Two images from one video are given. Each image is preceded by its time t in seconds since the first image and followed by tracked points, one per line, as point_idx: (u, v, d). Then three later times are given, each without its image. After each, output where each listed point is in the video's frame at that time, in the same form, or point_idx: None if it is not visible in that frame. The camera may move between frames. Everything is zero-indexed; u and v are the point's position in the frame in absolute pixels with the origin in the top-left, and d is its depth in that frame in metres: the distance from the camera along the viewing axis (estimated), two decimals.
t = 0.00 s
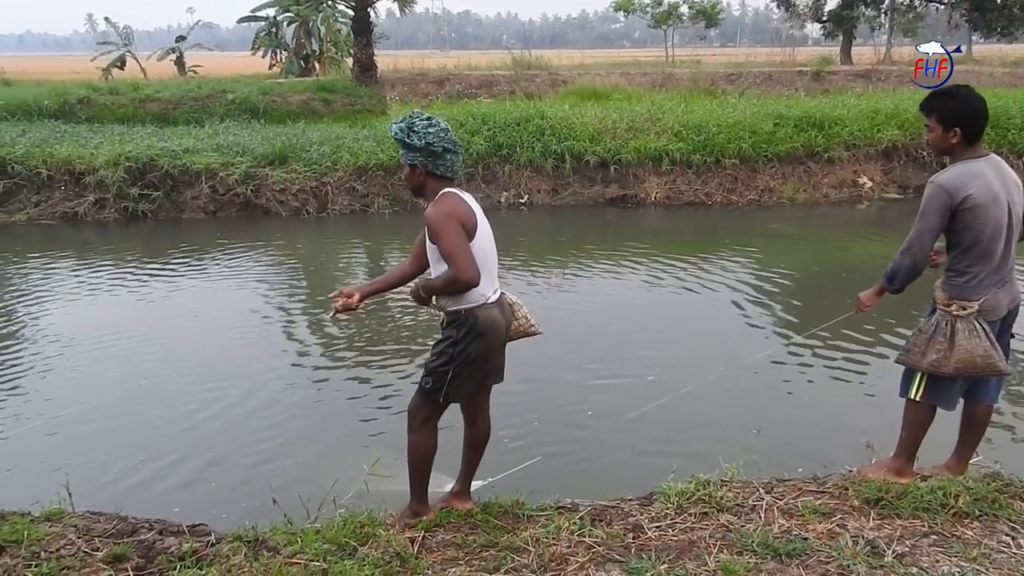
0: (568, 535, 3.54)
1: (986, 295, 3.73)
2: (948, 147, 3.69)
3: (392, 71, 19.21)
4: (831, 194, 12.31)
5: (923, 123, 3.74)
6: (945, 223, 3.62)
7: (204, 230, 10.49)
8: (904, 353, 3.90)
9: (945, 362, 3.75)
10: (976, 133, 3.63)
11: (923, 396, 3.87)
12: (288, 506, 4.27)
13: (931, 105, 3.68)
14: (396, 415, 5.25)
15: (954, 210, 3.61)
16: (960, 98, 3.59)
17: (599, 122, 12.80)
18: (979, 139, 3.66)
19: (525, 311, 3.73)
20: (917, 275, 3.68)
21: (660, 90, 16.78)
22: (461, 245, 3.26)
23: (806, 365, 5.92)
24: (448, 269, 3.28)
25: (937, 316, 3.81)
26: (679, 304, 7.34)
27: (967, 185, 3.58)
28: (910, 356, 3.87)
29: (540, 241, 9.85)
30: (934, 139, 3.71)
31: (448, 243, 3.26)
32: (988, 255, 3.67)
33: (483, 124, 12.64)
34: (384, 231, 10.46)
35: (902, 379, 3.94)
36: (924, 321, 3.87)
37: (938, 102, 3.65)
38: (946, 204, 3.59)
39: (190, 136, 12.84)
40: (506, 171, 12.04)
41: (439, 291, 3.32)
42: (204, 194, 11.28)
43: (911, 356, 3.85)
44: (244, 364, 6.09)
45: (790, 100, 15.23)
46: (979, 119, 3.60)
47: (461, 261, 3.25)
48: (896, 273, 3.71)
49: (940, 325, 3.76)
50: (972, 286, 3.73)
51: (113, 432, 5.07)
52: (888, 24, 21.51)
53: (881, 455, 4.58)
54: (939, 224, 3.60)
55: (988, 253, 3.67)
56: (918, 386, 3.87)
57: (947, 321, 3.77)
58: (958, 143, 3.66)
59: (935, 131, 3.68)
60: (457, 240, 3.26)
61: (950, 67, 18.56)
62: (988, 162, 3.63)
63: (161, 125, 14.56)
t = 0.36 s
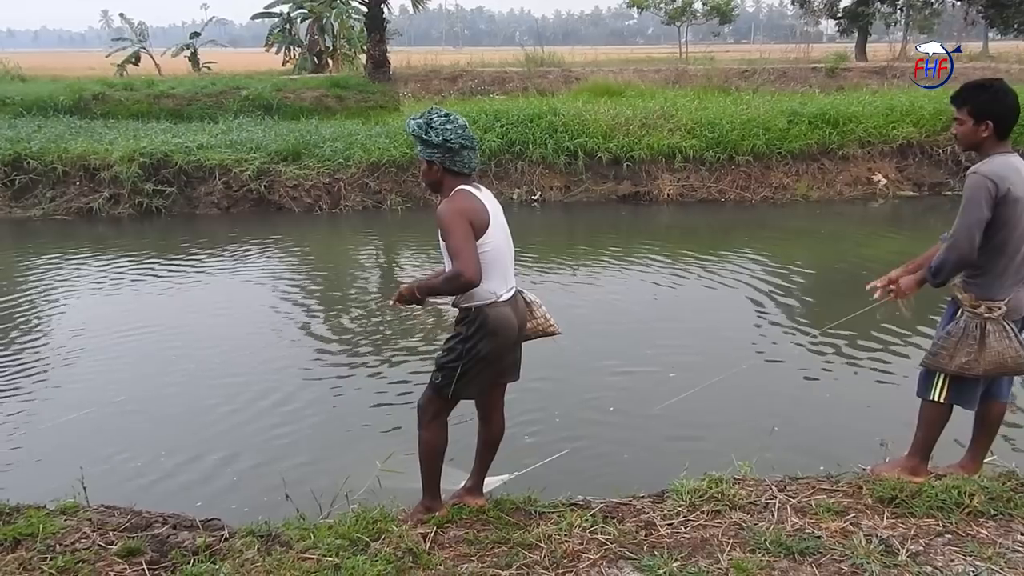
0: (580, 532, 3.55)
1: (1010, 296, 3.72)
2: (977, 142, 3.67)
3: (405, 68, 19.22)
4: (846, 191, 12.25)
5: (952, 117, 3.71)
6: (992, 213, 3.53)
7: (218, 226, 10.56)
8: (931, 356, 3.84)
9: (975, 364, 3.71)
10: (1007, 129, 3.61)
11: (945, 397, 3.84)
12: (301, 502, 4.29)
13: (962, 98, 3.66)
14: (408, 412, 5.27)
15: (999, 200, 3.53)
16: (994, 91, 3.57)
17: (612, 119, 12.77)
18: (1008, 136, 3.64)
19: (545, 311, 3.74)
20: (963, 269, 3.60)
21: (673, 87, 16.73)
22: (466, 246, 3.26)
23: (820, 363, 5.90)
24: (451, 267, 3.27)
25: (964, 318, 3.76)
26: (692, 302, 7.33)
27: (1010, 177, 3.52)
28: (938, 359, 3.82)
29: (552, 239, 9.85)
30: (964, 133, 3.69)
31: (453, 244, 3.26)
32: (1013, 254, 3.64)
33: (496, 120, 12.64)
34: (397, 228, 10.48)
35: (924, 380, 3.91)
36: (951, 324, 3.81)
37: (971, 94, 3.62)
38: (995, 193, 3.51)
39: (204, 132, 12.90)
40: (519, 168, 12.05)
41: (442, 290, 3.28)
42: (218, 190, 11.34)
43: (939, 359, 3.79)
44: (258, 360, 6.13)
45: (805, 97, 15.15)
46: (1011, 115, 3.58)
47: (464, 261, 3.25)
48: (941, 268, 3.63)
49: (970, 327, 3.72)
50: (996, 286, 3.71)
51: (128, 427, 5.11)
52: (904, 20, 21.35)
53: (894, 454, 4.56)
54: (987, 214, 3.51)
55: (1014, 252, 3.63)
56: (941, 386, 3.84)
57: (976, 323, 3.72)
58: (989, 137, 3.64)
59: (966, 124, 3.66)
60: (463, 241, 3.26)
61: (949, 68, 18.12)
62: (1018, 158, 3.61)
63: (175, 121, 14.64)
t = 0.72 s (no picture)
0: (586, 529, 3.55)
1: (1017, 292, 3.71)
2: (987, 137, 3.65)
3: (411, 64, 19.22)
4: (853, 188, 12.22)
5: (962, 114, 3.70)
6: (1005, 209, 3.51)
7: (224, 222, 10.59)
8: (937, 352, 3.85)
9: (981, 361, 3.71)
10: (1017, 125, 3.60)
11: (950, 393, 3.84)
12: (308, 498, 4.31)
13: (972, 93, 3.65)
14: (415, 408, 5.29)
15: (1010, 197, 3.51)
16: (1003, 87, 3.56)
17: (619, 115, 12.75)
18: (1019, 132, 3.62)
19: (556, 309, 3.74)
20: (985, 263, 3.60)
21: (680, 83, 16.69)
22: (449, 257, 3.32)
23: (828, 360, 5.88)
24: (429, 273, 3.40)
25: (971, 315, 3.76)
26: (698, 298, 7.32)
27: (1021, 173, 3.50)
28: (945, 356, 3.82)
29: (559, 235, 9.86)
30: (974, 130, 3.67)
31: (440, 249, 3.33)
32: None
33: (503, 117, 12.64)
34: (404, 224, 10.50)
35: (930, 377, 3.91)
36: (958, 320, 3.81)
37: (979, 91, 3.61)
38: (1006, 189, 3.49)
39: (211, 128, 12.93)
40: (525, 164, 12.05)
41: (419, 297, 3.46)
42: (224, 186, 11.36)
43: (946, 355, 3.79)
44: (264, 356, 6.15)
45: (812, 93, 15.11)
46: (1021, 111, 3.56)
47: (442, 271, 3.33)
48: (964, 263, 3.66)
49: (977, 323, 3.71)
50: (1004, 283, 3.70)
51: (135, 423, 5.14)
52: (912, 16, 21.25)
53: (902, 451, 4.55)
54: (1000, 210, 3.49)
55: None
56: (946, 383, 3.84)
57: (983, 320, 3.72)
58: (998, 133, 3.62)
59: (975, 119, 3.64)
60: (447, 250, 3.31)
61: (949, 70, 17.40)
62: None
63: (182, 118, 14.68)
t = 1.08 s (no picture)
0: (590, 525, 3.56)
1: (1017, 287, 3.69)
2: (983, 136, 3.65)
3: (415, 61, 19.21)
4: (857, 185, 12.20)
5: (958, 113, 3.70)
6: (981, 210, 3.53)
7: (228, 219, 10.60)
8: (932, 345, 3.86)
9: (972, 354, 3.70)
10: (1013, 123, 3.59)
11: (947, 388, 3.85)
12: (312, 495, 4.32)
13: (967, 93, 3.64)
14: (419, 405, 5.29)
15: (990, 197, 3.54)
16: (996, 86, 3.55)
17: (622, 113, 12.74)
18: (1015, 129, 3.61)
19: (562, 308, 3.74)
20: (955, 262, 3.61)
21: (684, 80, 16.67)
22: (442, 252, 3.36)
23: (832, 357, 5.88)
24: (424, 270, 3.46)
25: (965, 309, 3.77)
26: (702, 295, 7.31)
27: (1006, 173, 3.52)
28: (938, 348, 3.83)
29: (562, 232, 9.86)
30: (970, 128, 3.67)
31: (435, 245, 3.37)
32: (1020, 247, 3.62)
33: (507, 114, 12.63)
34: (407, 221, 10.50)
35: (929, 372, 3.93)
36: (952, 313, 3.82)
37: (974, 90, 3.61)
38: (985, 190, 3.52)
39: (215, 126, 12.94)
40: (529, 162, 12.04)
41: (413, 294, 3.53)
42: (228, 183, 11.37)
43: (938, 348, 3.81)
44: (268, 353, 6.16)
45: (817, 90, 15.09)
46: (1016, 108, 3.55)
47: (434, 265, 3.39)
48: (934, 260, 3.66)
49: (969, 316, 3.72)
50: (1001, 279, 3.70)
51: (139, 420, 5.15)
52: (917, 13, 21.20)
53: (905, 448, 4.55)
54: (975, 211, 3.53)
55: (1017, 245, 3.62)
56: (943, 377, 3.85)
57: (975, 314, 3.72)
58: (994, 131, 3.62)
59: (971, 118, 3.64)
60: (441, 246, 3.36)
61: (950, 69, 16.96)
62: None
63: (187, 115, 14.70)
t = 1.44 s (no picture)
0: (593, 522, 3.56)
1: (1016, 284, 3.65)
2: (979, 135, 3.65)
3: (417, 59, 19.20)
4: (860, 182, 12.19)
5: (955, 112, 3.70)
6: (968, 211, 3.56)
7: (232, 217, 10.62)
8: (931, 340, 3.87)
9: (970, 349, 3.71)
10: (1008, 122, 3.58)
11: (947, 384, 3.85)
12: (316, 491, 4.33)
13: (962, 93, 3.64)
14: (421, 402, 5.30)
15: (978, 198, 3.56)
16: (990, 85, 3.53)
17: (626, 110, 12.72)
18: (1010, 128, 3.60)
19: (561, 301, 3.74)
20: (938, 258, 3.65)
21: (687, 78, 16.65)
22: (464, 246, 3.30)
23: (834, 354, 5.87)
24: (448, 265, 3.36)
25: (964, 303, 3.77)
26: (704, 292, 7.31)
27: (995, 173, 3.52)
28: (936, 343, 3.84)
29: (565, 230, 9.86)
30: (966, 128, 3.67)
31: (453, 240, 3.31)
32: (1016, 245, 3.60)
33: (510, 111, 12.62)
34: (410, 219, 10.50)
35: (930, 368, 3.93)
36: (951, 308, 3.83)
37: (968, 89, 3.60)
38: (972, 191, 3.54)
39: (218, 123, 12.95)
40: (532, 159, 12.04)
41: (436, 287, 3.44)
42: (231, 181, 11.38)
43: (936, 343, 3.82)
44: (271, 350, 6.17)
45: (820, 87, 15.06)
46: (1009, 108, 3.54)
47: (457, 261, 3.32)
48: (918, 255, 3.70)
49: (966, 311, 3.72)
50: (1000, 276, 3.67)
51: (143, 416, 5.16)
52: (921, 10, 21.15)
53: (908, 445, 4.55)
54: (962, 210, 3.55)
55: (1013, 243, 3.60)
56: (943, 374, 3.85)
57: (973, 309, 3.72)
58: (989, 131, 3.61)
59: (966, 118, 3.64)
60: (462, 240, 3.30)
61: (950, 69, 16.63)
62: (1020, 150, 3.56)
63: (190, 113, 14.71)
